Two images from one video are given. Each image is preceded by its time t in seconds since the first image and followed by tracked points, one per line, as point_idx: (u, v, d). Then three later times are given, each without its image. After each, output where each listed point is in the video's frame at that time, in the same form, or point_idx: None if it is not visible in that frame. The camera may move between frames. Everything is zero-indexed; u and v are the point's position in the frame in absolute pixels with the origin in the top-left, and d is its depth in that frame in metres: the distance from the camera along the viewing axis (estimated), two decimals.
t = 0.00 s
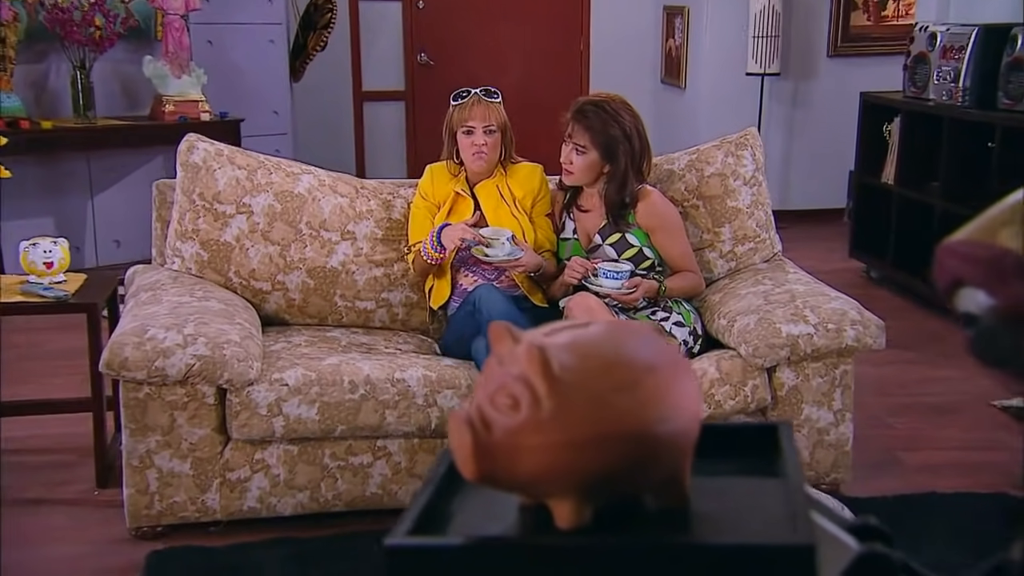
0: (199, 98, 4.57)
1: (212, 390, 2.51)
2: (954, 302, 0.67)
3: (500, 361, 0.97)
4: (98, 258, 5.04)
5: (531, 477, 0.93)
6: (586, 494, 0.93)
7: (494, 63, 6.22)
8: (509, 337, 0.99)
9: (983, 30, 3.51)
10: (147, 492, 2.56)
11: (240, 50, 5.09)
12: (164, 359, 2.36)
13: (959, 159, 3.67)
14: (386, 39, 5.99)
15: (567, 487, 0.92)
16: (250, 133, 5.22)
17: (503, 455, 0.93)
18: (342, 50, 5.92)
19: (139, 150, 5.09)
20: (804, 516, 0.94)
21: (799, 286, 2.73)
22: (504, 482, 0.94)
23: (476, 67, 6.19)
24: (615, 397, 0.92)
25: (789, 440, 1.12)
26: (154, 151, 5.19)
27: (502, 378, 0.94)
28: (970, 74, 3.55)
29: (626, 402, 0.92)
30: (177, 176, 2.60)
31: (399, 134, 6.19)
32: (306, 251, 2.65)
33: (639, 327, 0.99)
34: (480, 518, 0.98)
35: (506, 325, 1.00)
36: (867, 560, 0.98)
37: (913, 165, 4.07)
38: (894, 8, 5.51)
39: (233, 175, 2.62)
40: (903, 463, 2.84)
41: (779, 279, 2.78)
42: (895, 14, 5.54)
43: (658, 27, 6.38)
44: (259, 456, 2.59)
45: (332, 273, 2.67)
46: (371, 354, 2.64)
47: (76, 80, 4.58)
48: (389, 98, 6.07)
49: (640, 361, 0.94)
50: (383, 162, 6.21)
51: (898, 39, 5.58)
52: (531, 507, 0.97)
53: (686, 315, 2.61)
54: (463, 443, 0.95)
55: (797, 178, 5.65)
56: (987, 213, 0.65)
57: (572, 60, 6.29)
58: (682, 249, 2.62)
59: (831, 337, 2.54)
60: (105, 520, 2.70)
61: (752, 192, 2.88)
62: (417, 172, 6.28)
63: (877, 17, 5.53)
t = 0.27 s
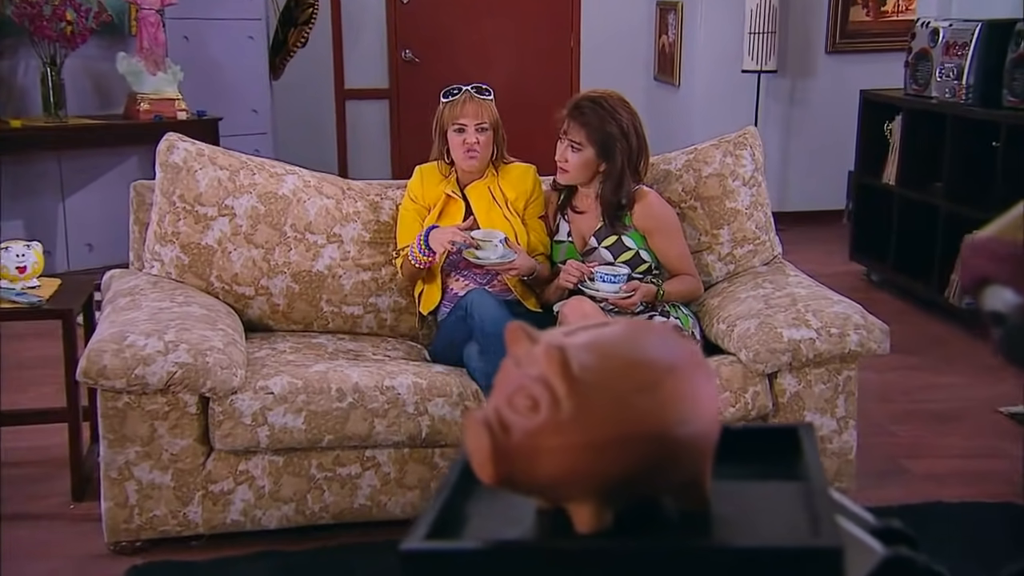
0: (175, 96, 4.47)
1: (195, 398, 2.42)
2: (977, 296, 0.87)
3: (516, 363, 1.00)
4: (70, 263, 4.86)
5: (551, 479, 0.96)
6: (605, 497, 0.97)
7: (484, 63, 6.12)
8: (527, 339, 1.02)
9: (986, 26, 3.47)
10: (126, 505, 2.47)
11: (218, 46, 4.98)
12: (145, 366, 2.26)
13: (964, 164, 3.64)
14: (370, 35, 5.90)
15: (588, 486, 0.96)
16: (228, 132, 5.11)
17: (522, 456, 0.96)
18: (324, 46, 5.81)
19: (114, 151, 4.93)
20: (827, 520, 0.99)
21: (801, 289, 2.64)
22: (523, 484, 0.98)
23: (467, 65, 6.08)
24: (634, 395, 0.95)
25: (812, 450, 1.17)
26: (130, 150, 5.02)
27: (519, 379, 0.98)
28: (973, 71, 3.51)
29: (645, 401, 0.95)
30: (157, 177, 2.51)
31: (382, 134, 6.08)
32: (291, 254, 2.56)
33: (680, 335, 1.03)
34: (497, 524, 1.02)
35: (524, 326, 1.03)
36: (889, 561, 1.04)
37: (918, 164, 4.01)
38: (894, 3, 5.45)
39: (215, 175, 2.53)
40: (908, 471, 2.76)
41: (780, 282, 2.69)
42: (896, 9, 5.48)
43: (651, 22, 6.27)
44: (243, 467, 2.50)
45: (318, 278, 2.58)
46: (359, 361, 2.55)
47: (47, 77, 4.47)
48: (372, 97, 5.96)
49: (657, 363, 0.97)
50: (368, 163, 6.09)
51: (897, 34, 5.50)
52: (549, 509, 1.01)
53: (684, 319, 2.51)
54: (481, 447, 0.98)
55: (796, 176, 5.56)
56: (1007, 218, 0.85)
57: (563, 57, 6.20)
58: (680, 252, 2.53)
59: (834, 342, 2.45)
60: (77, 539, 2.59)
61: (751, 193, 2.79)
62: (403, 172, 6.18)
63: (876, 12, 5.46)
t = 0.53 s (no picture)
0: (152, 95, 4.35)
1: (176, 408, 2.33)
2: (1001, 304, 0.88)
3: (534, 364, 0.97)
4: (42, 268, 4.78)
5: (570, 486, 0.94)
6: (626, 503, 0.95)
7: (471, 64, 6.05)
8: (542, 342, 0.99)
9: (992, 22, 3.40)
10: (105, 519, 2.38)
11: (195, 42, 4.88)
12: (125, 374, 2.17)
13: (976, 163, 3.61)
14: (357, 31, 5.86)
15: (611, 491, 0.95)
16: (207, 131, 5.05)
17: (542, 460, 0.94)
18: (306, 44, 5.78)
19: (88, 153, 4.83)
20: (849, 523, 0.98)
21: (803, 293, 2.55)
22: (543, 491, 0.95)
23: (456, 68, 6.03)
24: (654, 398, 0.93)
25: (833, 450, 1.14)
26: (104, 151, 4.92)
27: (536, 381, 0.95)
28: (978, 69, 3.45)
29: (664, 402, 0.93)
30: (136, 178, 2.42)
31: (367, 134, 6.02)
32: (275, 258, 2.47)
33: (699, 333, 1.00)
34: (511, 527, 1.00)
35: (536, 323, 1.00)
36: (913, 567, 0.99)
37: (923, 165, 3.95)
38: None
39: (197, 176, 2.44)
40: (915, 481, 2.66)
41: (782, 285, 2.60)
42: (897, 5, 5.35)
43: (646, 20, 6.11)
44: (227, 479, 2.41)
45: (304, 283, 2.49)
46: (348, 369, 2.46)
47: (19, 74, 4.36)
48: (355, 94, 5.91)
49: (676, 363, 0.95)
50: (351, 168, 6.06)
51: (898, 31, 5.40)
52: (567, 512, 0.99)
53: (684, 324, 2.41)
54: (498, 450, 0.96)
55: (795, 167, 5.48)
56: None
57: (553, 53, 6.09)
58: (679, 255, 2.43)
59: (838, 348, 2.37)
60: (46, 556, 2.49)
61: (752, 194, 2.69)
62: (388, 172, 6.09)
63: (878, 7, 5.34)
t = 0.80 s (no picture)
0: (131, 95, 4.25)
1: (162, 418, 2.25)
2: None
3: (552, 366, 0.83)
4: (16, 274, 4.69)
5: (591, 491, 0.79)
6: (651, 510, 0.80)
7: (462, 64, 5.96)
8: (561, 343, 0.85)
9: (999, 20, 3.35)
10: (87, 533, 2.30)
11: (176, 38, 4.80)
12: (108, 384, 2.09)
13: (986, 166, 3.56)
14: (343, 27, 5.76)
15: (635, 498, 0.79)
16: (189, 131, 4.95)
17: (561, 464, 0.79)
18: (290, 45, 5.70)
19: (65, 155, 4.75)
20: (877, 526, 0.85)
21: (808, 297, 2.47)
22: (561, 495, 0.81)
23: (445, 69, 5.96)
24: (678, 398, 0.79)
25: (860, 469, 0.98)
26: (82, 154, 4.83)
27: (557, 383, 0.81)
28: (986, 67, 3.39)
29: (689, 405, 0.79)
30: (119, 180, 2.35)
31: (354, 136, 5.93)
32: (263, 262, 2.39)
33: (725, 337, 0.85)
34: (531, 537, 0.84)
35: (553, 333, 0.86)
36: None
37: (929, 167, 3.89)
38: None
39: (182, 178, 2.37)
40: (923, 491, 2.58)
41: (786, 289, 2.52)
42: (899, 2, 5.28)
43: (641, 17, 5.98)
44: (214, 492, 2.33)
45: (293, 288, 2.41)
46: (338, 377, 2.38)
47: None
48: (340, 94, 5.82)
49: (701, 364, 0.80)
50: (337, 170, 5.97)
51: (900, 29, 5.32)
52: (585, 518, 0.83)
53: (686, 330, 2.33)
54: (518, 454, 0.81)
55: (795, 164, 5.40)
56: None
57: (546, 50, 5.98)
58: (679, 258, 2.36)
59: (844, 354, 2.29)
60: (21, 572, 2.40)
61: (754, 196, 2.62)
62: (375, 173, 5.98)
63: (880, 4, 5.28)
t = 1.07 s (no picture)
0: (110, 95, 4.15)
1: (146, 428, 2.18)
2: None
3: (572, 366, 0.77)
4: None
5: (612, 494, 0.75)
6: (668, 508, 0.76)
7: (454, 63, 5.84)
8: (580, 341, 0.79)
9: (1004, 19, 3.33)
10: (68, 548, 2.22)
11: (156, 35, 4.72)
12: (93, 394, 2.02)
13: (991, 169, 3.52)
14: (331, 24, 5.62)
15: (654, 500, 0.75)
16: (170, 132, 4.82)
17: (579, 467, 0.75)
18: (275, 42, 5.55)
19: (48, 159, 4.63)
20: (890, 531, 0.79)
21: (812, 303, 2.39)
22: (580, 497, 0.76)
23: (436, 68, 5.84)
24: (700, 399, 0.73)
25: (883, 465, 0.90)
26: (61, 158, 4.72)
27: (576, 385, 0.75)
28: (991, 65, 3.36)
29: (713, 407, 0.74)
30: (101, 182, 2.27)
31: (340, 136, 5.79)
32: (250, 267, 2.32)
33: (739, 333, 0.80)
34: (551, 539, 0.79)
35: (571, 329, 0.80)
36: None
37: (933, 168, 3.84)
38: None
39: (167, 180, 2.29)
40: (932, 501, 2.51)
41: (789, 295, 2.44)
42: None
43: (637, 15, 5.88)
44: (200, 505, 2.25)
45: (281, 294, 2.34)
46: (328, 387, 2.30)
47: None
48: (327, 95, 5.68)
49: (721, 365, 0.75)
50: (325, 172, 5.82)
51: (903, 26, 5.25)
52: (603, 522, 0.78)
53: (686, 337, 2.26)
54: (537, 456, 0.77)
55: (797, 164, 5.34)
56: None
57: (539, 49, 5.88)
58: (680, 262, 2.28)
59: (849, 361, 2.22)
60: None
61: (756, 198, 2.54)
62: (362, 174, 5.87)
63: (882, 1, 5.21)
